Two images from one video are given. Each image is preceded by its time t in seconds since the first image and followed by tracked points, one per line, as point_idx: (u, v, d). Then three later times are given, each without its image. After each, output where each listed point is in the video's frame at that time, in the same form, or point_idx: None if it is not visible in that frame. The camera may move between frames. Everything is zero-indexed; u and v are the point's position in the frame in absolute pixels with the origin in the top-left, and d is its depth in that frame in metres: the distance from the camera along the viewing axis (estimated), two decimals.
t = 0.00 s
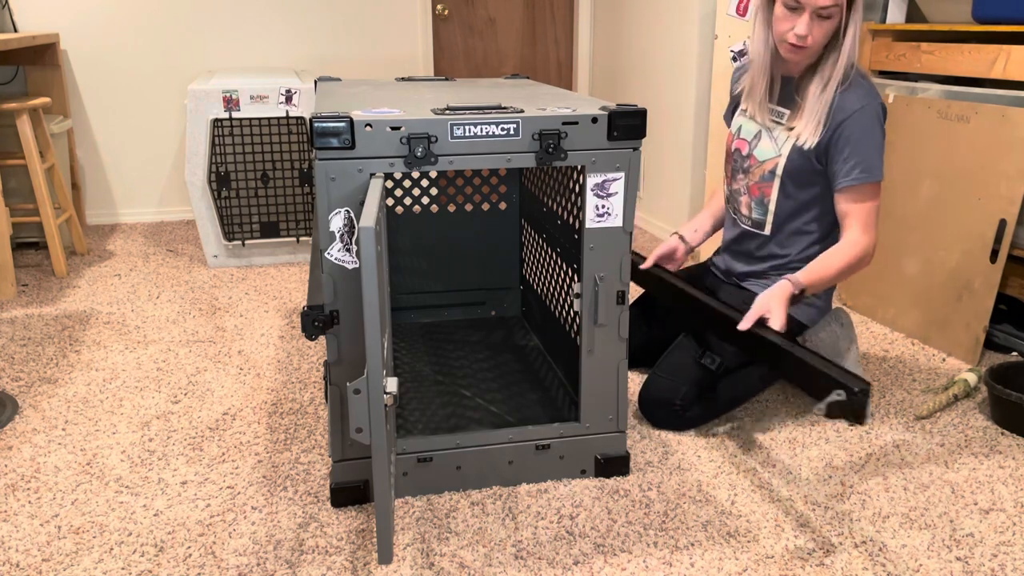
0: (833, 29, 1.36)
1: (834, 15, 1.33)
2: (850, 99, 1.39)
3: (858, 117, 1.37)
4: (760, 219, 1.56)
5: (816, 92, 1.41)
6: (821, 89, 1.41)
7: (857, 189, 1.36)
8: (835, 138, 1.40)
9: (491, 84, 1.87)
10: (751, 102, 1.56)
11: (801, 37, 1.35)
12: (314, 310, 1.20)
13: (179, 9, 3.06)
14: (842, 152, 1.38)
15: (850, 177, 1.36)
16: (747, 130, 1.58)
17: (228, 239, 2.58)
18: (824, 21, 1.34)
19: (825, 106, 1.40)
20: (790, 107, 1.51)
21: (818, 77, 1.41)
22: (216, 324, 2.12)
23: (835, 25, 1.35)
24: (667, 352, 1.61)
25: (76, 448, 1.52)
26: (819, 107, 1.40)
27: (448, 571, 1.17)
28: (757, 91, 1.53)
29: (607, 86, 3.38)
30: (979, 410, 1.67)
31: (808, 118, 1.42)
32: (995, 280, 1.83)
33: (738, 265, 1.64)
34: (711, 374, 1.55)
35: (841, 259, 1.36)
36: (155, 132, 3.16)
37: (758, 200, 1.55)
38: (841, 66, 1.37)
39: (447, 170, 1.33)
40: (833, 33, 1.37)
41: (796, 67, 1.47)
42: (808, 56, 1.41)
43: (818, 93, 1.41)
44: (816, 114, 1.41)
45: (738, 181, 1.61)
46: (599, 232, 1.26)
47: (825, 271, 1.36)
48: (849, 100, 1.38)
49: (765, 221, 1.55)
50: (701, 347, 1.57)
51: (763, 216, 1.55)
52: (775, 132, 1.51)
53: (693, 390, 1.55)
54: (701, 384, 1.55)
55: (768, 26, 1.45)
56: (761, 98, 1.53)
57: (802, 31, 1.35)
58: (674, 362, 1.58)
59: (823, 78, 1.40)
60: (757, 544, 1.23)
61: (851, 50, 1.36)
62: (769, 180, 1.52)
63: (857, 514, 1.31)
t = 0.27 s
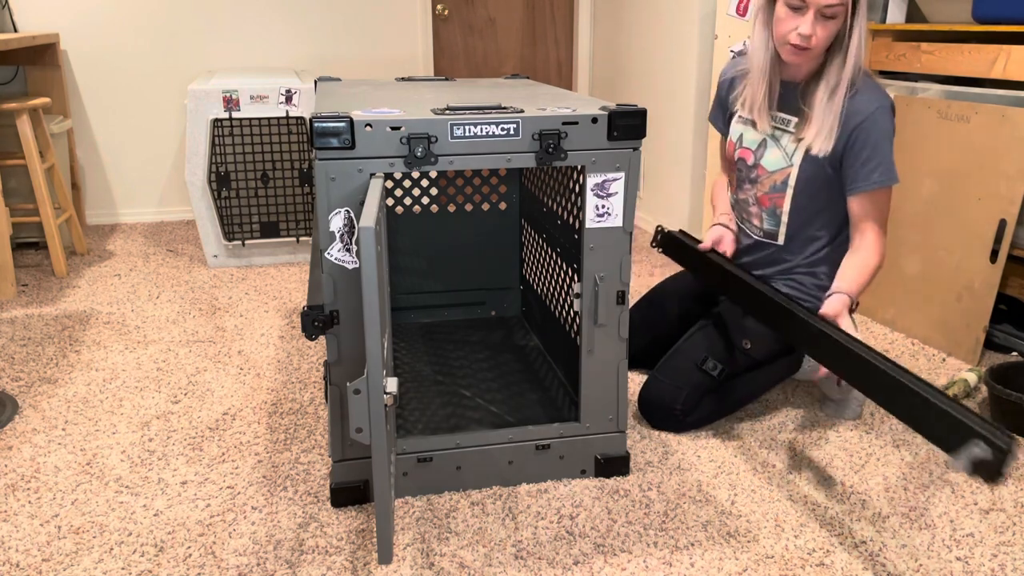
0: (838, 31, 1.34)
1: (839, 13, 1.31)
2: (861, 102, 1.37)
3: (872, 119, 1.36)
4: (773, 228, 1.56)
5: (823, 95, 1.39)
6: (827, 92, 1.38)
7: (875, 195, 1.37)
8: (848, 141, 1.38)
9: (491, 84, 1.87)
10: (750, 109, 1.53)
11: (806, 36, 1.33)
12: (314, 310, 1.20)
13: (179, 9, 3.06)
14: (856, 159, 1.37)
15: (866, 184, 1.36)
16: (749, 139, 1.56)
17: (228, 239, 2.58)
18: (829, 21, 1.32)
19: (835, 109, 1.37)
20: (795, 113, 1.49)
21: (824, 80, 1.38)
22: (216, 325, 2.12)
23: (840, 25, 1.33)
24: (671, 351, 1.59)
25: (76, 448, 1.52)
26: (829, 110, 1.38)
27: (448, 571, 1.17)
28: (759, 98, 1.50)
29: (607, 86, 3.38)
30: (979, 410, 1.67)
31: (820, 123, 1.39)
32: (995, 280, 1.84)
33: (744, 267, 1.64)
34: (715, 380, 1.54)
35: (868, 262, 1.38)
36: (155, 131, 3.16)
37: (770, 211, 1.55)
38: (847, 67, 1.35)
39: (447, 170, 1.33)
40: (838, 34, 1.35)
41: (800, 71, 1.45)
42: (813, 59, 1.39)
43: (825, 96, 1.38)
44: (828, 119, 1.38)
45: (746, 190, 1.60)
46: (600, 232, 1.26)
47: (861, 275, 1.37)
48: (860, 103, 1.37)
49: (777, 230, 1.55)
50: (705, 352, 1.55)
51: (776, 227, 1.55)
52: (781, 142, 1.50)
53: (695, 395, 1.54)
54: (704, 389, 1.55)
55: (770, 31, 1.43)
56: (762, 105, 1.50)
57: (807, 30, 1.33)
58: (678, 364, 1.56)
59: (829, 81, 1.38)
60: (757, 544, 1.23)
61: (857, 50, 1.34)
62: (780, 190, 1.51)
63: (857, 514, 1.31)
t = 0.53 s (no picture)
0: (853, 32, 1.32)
1: (856, 14, 1.28)
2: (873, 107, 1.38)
3: (889, 126, 1.36)
4: (781, 235, 1.56)
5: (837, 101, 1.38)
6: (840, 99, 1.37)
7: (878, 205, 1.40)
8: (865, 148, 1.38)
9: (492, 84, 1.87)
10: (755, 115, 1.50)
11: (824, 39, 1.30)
12: (314, 310, 1.20)
13: (179, 9, 3.06)
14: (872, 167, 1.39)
15: (882, 195, 1.38)
16: (755, 146, 1.54)
17: (227, 239, 2.58)
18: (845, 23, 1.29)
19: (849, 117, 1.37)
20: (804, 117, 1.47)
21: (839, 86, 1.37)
22: (216, 325, 2.12)
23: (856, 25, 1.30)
24: (672, 354, 1.59)
25: (76, 448, 1.52)
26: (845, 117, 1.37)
27: (448, 571, 1.17)
28: (766, 104, 1.46)
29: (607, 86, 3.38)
30: (979, 410, 1.67)
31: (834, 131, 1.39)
32: (995, 280, 1.84)
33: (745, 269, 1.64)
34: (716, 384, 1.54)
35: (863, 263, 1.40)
36: (155, 132, 3.16)
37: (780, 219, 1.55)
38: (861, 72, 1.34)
39: (447, 170, 1.33)
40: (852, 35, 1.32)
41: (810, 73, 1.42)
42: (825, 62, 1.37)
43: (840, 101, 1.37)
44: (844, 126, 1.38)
45: (754, 198, 1.59)
46: (600, 232, 1.26)
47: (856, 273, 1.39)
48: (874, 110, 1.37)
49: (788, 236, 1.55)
50: (706, 356, 1.54)
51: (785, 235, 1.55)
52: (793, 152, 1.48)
53: (695, 398, 1.54)
54: (706, 393, 1.55)
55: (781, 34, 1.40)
56: (771, 110, 1.46)
57: (823, 33, 1.30)
58: (680, 368, 1.55)
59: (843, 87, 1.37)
60: (757, 544, 1.23)
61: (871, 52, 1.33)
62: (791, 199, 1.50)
63: (857, 514, 1.31)
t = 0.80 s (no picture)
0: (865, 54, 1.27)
1: (869, 37, 1.23)
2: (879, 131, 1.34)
3: (890, 153, 1.33)
4: (782, 247, 1.54)
5: (841, 125, 1.34)
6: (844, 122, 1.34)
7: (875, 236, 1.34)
8: (865, 174, 1.34)
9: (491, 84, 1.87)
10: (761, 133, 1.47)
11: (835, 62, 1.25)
12: (314, 310, 1.20)
13: (179, 9, 3.06)
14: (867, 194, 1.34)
15: (871, 225, 1.34)
16: (754, 159, 1.52)
17: (227, 239, 2.58)
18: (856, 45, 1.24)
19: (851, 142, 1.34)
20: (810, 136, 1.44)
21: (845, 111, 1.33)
22: (216, 324, 2.12)
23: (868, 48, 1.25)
24: (672, 354, 1.58)
25: (76, 448, 1.52)
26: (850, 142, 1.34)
27: (448, 571, 1.17)
28: (776, 124, 1.42)
29: (607, 86, 3.38)
30: (979, 409, 1.67)
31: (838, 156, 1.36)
32: (994, 280, 1.84)
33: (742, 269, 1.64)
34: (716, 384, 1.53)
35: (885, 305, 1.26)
36: (155, 132, 3.16)
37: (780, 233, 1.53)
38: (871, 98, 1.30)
39: (447, 170, 1.33)
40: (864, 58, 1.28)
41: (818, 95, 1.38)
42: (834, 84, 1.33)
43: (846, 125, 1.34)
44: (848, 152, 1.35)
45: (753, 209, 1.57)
46: (600, 232, 1.26)
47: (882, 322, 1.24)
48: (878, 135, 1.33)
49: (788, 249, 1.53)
50: (705, 356, 1.54)
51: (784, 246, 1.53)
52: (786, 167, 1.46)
53: (695, 398, 1.54)
54: (705, 393, 1.54)
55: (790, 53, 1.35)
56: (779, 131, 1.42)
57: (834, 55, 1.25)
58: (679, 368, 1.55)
59: (850, 111, 1.32)
60: (757, 544, 1.23)
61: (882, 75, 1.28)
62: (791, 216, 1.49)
63: (857, 514, 1.31)
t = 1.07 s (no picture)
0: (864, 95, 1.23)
1: (862, 78, 1.19)
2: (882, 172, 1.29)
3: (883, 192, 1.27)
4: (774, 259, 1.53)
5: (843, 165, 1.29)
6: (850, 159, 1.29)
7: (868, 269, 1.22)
8: (857, 211, 1.27)
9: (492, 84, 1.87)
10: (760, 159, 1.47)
11: (823, 101, 1.22)
12: (314, 310, 1.20)
13: (180, 8, 3.06)
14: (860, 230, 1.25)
15: (862, 257, 1.22)
16: (748, 176, 1.52)
17: (227, 239, 2.58)
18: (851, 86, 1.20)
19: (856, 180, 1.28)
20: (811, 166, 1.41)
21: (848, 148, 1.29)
22: (216, 325, 2.12)
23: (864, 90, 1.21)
24: (672, 355, 1.59)
25: (76, 448, 1.52)
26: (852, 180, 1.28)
27: (448, 571, 1.17)
28: (775, 157, 1.40)
29: (607, 86, 3.38)
30: (979, 410, 1.67)
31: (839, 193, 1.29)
32: (994, 280, 1.83)
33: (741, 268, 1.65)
34: (716, 384, 1.54)
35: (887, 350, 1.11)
36: (155, 132, 3.16)
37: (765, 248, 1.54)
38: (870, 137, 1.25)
39: (447, 171, 1.33)
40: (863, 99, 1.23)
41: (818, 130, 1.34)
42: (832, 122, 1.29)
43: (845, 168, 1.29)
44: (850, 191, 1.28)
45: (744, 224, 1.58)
46: (600, 232, 1.26)
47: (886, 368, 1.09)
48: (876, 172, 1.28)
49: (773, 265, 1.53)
50: (707, 357, 1.55)
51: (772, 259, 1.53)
52: (774, 191, 1.45)
53: (696, 400, 1.54)
54: (706, 394, 1.54)
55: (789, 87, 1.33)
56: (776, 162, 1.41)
57: (825, 94, 1.21)
58: (680, 368, 1.56)
59: (853, 151, 1.28)
60: (757, 545, 1.23)
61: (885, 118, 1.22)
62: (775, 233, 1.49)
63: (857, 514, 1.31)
